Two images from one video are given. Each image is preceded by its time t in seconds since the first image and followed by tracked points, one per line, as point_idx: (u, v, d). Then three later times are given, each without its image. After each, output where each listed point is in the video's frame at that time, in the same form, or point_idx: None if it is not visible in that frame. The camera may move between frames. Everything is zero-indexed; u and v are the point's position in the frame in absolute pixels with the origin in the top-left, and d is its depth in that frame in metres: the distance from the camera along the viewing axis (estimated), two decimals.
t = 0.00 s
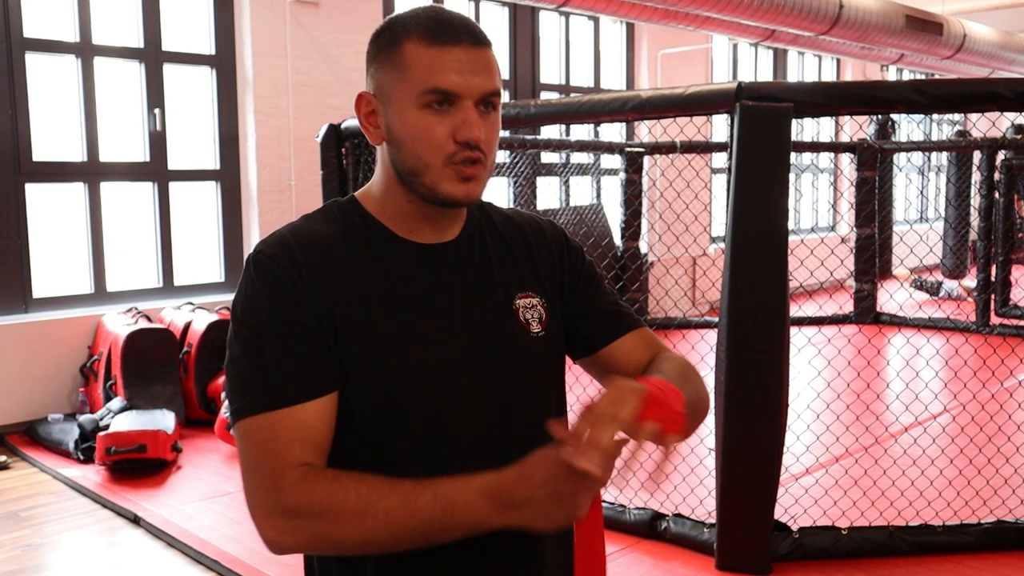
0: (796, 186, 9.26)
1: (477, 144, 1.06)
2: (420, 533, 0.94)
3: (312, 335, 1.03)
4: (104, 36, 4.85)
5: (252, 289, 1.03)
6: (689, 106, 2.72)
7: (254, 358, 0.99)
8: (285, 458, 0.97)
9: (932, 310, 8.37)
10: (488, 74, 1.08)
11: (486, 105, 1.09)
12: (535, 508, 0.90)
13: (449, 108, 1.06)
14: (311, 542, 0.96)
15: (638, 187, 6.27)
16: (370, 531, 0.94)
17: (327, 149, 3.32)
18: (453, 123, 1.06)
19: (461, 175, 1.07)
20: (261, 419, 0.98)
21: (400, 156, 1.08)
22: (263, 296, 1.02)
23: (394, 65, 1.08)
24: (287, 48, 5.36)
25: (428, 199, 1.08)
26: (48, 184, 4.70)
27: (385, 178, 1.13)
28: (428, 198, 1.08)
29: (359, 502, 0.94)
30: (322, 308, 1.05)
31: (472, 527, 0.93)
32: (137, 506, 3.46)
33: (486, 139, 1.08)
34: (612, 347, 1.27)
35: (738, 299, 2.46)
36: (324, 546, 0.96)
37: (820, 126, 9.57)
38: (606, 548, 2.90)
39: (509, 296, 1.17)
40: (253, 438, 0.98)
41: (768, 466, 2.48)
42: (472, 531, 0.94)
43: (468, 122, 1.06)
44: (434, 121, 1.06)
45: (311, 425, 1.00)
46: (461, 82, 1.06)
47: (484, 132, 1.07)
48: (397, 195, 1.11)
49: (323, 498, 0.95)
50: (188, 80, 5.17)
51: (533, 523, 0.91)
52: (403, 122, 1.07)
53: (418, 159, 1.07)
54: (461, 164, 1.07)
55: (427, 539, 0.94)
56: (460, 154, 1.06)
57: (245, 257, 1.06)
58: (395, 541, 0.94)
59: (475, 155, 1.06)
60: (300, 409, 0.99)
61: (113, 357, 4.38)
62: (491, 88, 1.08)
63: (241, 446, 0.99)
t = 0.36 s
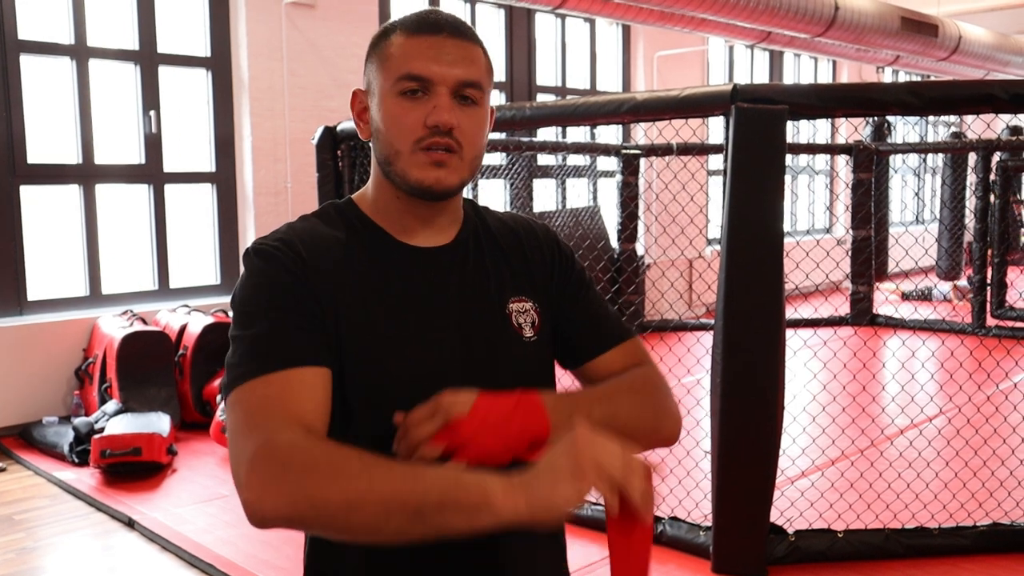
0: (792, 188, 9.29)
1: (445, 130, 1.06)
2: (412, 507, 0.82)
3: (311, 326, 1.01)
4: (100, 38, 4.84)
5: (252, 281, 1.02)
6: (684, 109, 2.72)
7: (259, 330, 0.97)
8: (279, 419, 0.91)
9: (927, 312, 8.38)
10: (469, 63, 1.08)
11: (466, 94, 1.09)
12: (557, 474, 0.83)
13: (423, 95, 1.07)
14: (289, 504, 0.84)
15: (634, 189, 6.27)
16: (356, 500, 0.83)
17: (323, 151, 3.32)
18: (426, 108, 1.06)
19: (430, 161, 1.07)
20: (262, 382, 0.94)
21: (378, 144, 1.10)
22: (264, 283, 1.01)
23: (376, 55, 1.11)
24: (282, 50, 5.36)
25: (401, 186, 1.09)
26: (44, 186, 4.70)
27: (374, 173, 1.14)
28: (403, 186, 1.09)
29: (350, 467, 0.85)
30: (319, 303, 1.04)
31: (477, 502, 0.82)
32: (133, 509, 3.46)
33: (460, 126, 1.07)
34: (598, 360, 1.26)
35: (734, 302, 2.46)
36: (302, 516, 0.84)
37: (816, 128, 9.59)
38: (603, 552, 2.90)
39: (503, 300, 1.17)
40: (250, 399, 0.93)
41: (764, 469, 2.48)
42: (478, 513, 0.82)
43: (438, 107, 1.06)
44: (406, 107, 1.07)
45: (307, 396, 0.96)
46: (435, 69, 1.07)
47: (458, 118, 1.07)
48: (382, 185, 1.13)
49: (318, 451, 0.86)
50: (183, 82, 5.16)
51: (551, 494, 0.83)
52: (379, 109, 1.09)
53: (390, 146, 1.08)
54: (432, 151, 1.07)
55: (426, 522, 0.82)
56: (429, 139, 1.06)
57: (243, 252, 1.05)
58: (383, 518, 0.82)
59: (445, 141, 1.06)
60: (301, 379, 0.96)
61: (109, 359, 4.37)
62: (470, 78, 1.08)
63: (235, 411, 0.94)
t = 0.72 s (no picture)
0: (794, 193, 9.28)
1: (488, 178, 1.07)
2: (317, 466, 0.89)
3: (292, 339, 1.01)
4: (102, 42, 4.85)
5: (238, 283, 1.00)
6: (685, 113, 2.72)
7: (225, 341, 0.95)
8: (192, 411, 0.92)
9: (929, 317, 8.37)
10: (511, 106, 1.08)
11: (506, 136, 1.09)
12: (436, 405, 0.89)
13: (471, 138, 1.06)
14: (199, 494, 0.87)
15: (635, 193, 6.27)
16: (265, 470, 0.88)
17: (324, 154, 3.32)
18: (475, 152, 1.06)
19: (472, 204, 1.08)
20: (199, 386, 0.93)
21: (412, 174, 1.08)
22: (247, 290, 0.99)
23: (421, 82, 1.07)
24: (284, 53, 5.37)
25: (434, 220, 1.08)
26: (45, 189, 4.70)
27: (387, 188, 1.13)
28: (435, 221, 1.09)
29: (257, 443, 0.90)
30: (306, 311, 1.04)
31: (373, 455, 0.89)
32: (133, 512, 3.45)
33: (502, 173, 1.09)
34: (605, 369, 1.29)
35: (736, 305, 2.45)
36: (211, 506, 0.87)
37: (818, 132, 9.59)
38: (603, 556, 2.90)
39: (502, 306, 1.17)
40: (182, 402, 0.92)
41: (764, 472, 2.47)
42: (374, 465, 0.89)
43: (489, 154, 1.06)
44: (452, 149, 1.06)
45: (249, 401, 0.95)
46: (487, 113, 1.06)
47: (501, 164, 1.08)
48: (401, 208, 1.11)
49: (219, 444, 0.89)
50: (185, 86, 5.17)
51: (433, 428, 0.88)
52: (423, 143, 1.06)
53: (431, 183, 1.07)
54: (474, 193, 1.08)
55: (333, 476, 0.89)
56: (475, 183, 1.07)
57: (233, 255, 1.05)
58: (294, 481, 0.88)
59: (488, 187, 1.08)
60: (246, 391, 0.95)
61: (110, 362, 4.37)
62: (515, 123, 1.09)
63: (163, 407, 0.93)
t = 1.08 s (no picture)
0: (796, 194, 9.27)
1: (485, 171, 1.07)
2: (342, 504, 0.94)
3: (282, 345, 1.02)
4: (103, 41, 4.85)
5: (226, 300, 1.01)
6: (686, 113, 2.71)
7: (220, 368, 0.98)
8: (208, 458, 0.96)
9: (930, 319, 8.36)
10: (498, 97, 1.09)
11: (494, 126, 1.10)
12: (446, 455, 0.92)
13: (462, 131, 1.06)
14: (235, 539, 0.94)
15: (637, 193, 6.27)
16: (294, 516, 0.94)
17: (325, 153, 3.31)
18: (467, 145, 1.06)
19: (468, 196, 1.08)
20: (205, 423, 0.96)
21: (405, 174, 1.08)
22: (236, 305, 1.01)
23: (405, 80, 1.07)
24: (287, 52, 5.36)
25: (431, 218, 1.08)
26: (46, 187, 4.70)
27: (377, 190, 1.12)
28: (432, 217, 1.09)
29: (281, 487, 0.95)
30: (300, 319, 1.04)
31: (395, 493, 0.94)
32: (132, 511, 3.45)
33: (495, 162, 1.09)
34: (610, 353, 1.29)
35: (736, 306, 2.45)
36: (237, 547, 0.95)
37: (820, 133, 9.58)
38: (602, 557, 2.89)
39: (497, 302, 1.16)
40: (193, 441, 0.96)
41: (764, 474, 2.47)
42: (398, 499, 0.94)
43: (481, 145, 1.06)
44: (444, 145, 1.06)
45: (258, 432, 0.99)
46: (475, 105, 1.06)
47: (493, 155, 1.08)
48: (393, 209, 1.11)
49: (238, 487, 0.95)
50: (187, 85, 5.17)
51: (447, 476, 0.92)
52: (414, 142, 1.07)
53: (426, 180, 1.07)
54: (470, 186, 1.08)
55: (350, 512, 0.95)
56: (471, 177, 1.07)
57: (222, 268, 1.05)
58: (322, 522, 0.94)
59: (483, 178, 1.08)
60: (258, 424, 0.98)
61: (110, 360, 4.37)
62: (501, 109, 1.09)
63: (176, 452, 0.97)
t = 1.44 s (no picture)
0: (798, 193, 9.25)
1: (481, 164, 1.05)
2: (436, 535, 0.92)
3: (307, 342, 1.01)
4: (105, 39, 4.85)
5: (237, 302, 1.00)
6: (689, 111, 2.70)
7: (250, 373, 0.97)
8: (285, 477, 0.95)
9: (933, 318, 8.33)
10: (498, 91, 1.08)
11: (491, 120, 1.08)
12: (569, 501, 0.91)
13: (458, 124, 1.05)
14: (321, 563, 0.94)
15: (639, 192, 6.26)
16: (384, 544, 0.92)
17: (327, 152, 3.30)
18: (463, 138, 1.05)
19: (466, 191, 1.06)
20: (268, 434, 0.96)
21: (401, 169, 1.07)
22: (254, 309, 1.00)
23: (400, 74, 1.06)
24: (288, 50, 5.35)
25: (430, 213, 1.07)
26: (47, 185, 4.70)
27: (375, 187, 1.12)
28: (431, 214, 1.07)
29: (366, 512, 0.93)
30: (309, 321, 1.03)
31: (496, 527, 0.93)
32: (133, 510, 3.45)
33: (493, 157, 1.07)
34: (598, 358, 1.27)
35: (739, 305, 2.44)
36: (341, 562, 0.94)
37: (823, 132, 9.56)
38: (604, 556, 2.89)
39: (496, 301, 1.16)
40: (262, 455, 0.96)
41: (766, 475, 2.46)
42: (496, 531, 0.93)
43: (477, 139, 1.05)
44: (439, 137, 1.04)
45: (321, 440, 0.99)
46: (471, 98, 1.05)
47: (491, 148, 1.06)
48: (393, 207, 1.10)
49: (337, 508, 0.93)
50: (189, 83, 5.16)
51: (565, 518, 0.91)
52: (410, 136, 1.05)
53: (423, 175, 1.05)
54: (467, 180, 1.06)
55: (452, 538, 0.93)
56: (467, 170, 1.05)
57: (229, 270, 1.04)
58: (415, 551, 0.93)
59: (480, 173, 1.06)
60: (312, 420, 0.98)
61: (112, 359, 4.37)
62: (498, 102, 1.07)
63: (245, 465, 0.97)
